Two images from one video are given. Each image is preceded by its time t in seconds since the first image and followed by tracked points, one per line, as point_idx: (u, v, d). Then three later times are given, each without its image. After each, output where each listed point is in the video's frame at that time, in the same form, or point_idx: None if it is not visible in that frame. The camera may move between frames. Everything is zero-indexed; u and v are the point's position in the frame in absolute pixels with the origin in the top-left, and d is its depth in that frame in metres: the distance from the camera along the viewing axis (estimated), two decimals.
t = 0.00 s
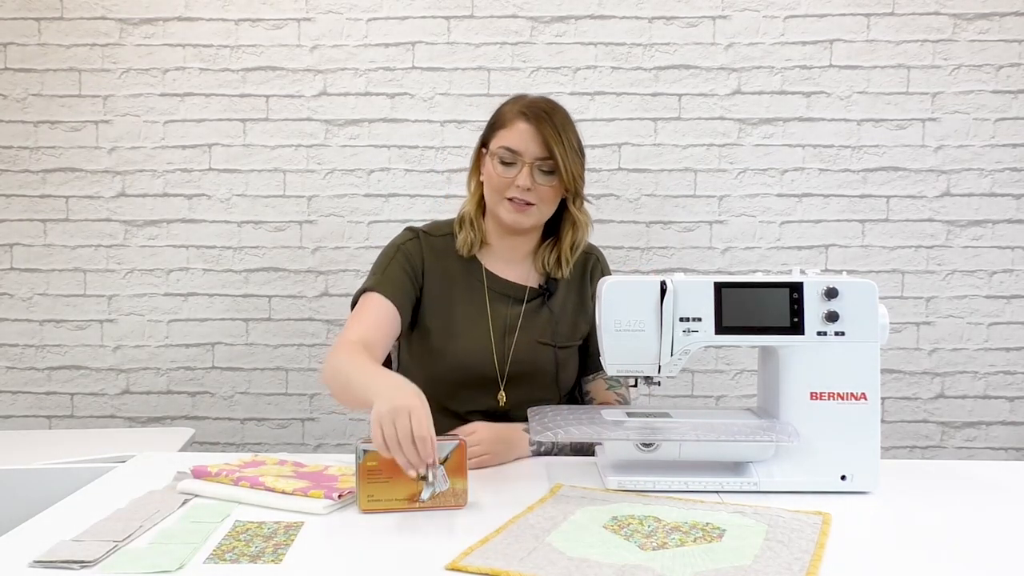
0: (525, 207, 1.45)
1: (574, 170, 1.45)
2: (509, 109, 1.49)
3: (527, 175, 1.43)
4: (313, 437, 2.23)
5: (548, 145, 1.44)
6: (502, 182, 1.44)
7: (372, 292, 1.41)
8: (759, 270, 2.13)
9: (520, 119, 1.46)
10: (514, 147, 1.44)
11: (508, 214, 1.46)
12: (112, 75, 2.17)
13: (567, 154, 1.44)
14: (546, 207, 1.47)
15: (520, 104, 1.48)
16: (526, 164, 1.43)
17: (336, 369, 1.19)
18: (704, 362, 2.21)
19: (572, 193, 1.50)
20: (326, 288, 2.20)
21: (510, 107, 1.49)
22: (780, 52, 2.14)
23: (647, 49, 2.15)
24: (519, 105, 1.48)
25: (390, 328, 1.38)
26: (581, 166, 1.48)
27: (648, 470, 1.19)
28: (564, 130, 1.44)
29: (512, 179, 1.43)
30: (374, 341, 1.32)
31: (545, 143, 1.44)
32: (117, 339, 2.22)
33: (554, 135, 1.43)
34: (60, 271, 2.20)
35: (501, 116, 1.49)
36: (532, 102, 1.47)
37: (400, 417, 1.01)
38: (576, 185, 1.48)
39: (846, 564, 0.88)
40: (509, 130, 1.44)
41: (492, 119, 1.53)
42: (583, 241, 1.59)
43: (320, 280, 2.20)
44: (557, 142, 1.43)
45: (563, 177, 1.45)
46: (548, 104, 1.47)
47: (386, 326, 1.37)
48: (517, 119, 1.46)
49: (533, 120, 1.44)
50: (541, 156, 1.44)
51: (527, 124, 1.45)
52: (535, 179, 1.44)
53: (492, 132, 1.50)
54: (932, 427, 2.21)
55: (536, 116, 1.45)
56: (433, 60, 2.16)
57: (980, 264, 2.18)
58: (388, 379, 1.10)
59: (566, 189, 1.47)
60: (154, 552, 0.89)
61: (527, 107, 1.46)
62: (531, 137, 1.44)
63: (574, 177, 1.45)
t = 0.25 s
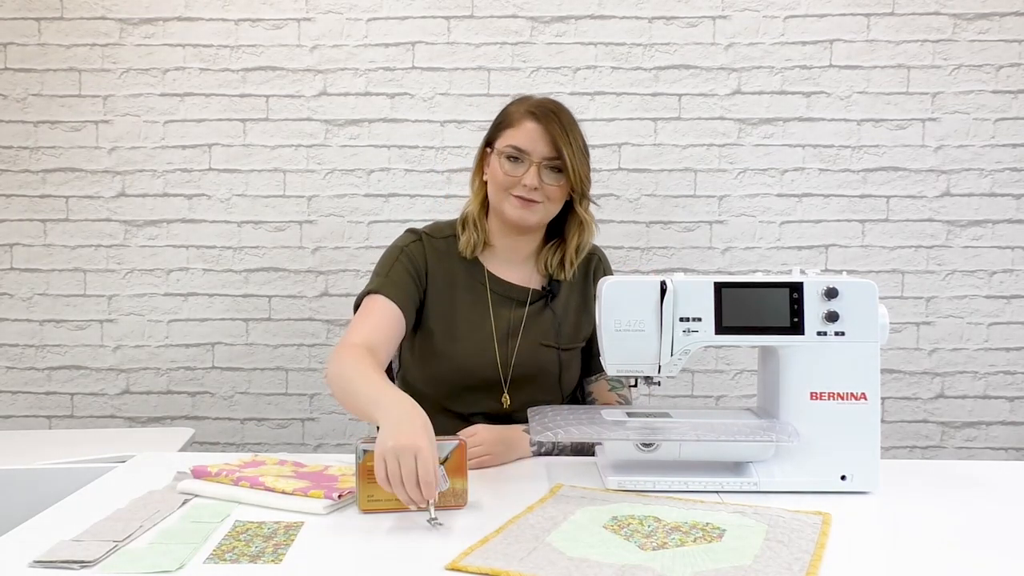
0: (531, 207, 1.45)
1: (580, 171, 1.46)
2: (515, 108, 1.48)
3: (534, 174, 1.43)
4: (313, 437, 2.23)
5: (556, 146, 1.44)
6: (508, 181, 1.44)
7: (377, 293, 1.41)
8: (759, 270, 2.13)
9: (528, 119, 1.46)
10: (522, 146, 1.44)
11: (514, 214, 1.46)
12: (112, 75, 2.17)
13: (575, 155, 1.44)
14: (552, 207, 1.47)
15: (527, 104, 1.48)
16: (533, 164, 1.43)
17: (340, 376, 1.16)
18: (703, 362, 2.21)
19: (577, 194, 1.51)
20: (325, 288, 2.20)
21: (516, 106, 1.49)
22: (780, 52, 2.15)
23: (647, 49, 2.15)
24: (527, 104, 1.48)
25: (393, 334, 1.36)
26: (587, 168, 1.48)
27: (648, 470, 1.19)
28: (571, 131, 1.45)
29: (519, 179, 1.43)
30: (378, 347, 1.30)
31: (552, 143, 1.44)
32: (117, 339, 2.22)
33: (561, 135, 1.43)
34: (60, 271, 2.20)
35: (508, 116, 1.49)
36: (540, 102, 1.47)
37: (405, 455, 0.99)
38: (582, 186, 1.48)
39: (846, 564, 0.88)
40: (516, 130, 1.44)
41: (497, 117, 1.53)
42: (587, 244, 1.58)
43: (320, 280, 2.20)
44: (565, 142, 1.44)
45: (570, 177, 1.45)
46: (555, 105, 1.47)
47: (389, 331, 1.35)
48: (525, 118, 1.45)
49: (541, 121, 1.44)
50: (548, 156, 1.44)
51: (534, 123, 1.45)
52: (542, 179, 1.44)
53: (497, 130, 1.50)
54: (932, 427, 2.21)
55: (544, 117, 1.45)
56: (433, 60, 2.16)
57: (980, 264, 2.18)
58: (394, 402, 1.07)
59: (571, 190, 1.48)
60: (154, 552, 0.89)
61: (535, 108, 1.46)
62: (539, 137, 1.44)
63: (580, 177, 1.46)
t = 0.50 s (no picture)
0: (532, 207, 1.45)
1: (582, 171, 1.46)
2: (516, 108, 1.48)
3: (535, 174, 1.43)
4: (313, 437, 2.23)
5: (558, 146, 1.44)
6: (510, 181, 1.44)
7: (377, 295, 1.40)
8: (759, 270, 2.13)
9: (530, 119, 1.45)
10: (524, 146, 1.44)
11: (516, 214, 1.46)
12: (112, 75, 2.17)
13: (576, 154, 1.44)
14: (553, 207, 1.47)
15: (529, 104, 1.47)
16: (535, 164, 1.43)
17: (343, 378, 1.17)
18: (704, 362, 2.21)
19: (579, 194, 1.51)
20: (325, 288, 2.20)
21: (518, 106, 1.49)
22: (780, 52, 2.15)
23: (647, 49, 2.15)
24: (528, 104, 1.48)
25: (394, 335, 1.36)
26: (588, 168, 1.48)
27: (648, 470, 1.19)
28: (573, 131, 1.45)
29: (520, 178, 1.43)
30: (380, 350, 1.29)
31: (554, 143, 1.44)
32: (117, 339, 2.22)
33: (563, 134, 1.43)
34: (60, 271, 2.20)
35: (509, 115, 1.49)
36: (542, 102, 1.47)
37: (407, 461, 0.98)
38: (583, 186, 1.48)
39: (845, 564, 0.88)
40: (517, 130, 1.44)
41: (498, 117, 1.52)
42: (588, 244, 1.59)
43: (320, 280, 2.20)
44: (567, 142, 1.44)
45: (571, 177, 1.45)
46: (557, 105, 1.47)
47: (389, 333, 1.34)
48: (526, 118, 1.45)
49: (543, 120, 1.44)
50: (550, 156, 1.44)
51: (535, 123, 1.45)
52: (543, 178, 1.44)
53: (498, 130, 1.50)
54: (933, 427, 2.21)
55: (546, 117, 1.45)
56: (433, 60, 2.16)
57: (980, 264, 2.18)
58: (395, 407, 1.07)
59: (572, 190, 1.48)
60: (154, 552, 0.89)
61: (537, 107, 1.46)
62: (540, 137, 1.44)
63: (582, 178, 1.46)
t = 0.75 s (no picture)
0: (532, 207, 1.45)
1: (582, 170, 1.46)
2: (515, 108, 1.48)
3: (535, 174, 1.43)
4: (313, 437, 2.23)
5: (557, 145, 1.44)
6: (509, 181, 1.44)
7: (377, 296, 1.40)
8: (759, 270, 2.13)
9: (529, 119, 1.45)
10: (523, 146, 1.44)
11: (516, 214, 1.45)
12: (111, 75, 2.17)
13: (576, 153, 1.44)
14: (553, 207, 1.47)
15: (528, 103, 1.48)
16: (534, 163, 1.43)
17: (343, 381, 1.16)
18: (704, 362, 2.21)
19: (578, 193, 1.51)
20: (325, 288, 2.20)
21: (516, 106, 1.49)
22: (780, 52, 2.14)
23: (647, 49, 2.15)
24: (527, 104, 1.48)
25: (394, 335, 1.35)
26: (587, 167, 1.48)
27: (648, 470, 1.19)
28: (573, 130, 1.45)
29: (519, 178, 1.43)
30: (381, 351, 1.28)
31: (554, 143, 1.44)
32: (117, 339, 2.22)
33: (562, 134, 1.43)
34: (60, 271, 2.20)
35: (508, 115, 1.49)
36: (541, 102, 1.47)
37: (407, 464, 0.98)
38: (583, 186, 1.48)
39: (845, 564, 0.88)
40: (516, 130, 1.44)
41: (497, 117, 1.52)
42: (588, 243, 1.59)
43: (320, 280, 2.20)
44: (566, 141, 1.44)
45: (570, 176, 1.45)
46: (556, 104, 1.47)
47: (389, 334, 1.34)
48: (525, 118, 1.45)
49: (542, 120, 1.44)
50: (550, 155, 1.44)
51: (535, 123, 1.45)
52: (543, 178, 1.44)
53: (497, 130, 1.50)
54: (933, 427, 2.21)
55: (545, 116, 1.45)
56: (433, 60, 2.16)
57: (980, 264, 2.18)
58: (397, 409, 1.06)
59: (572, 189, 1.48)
60: (155, 552, 0.89)
61: (536, 107, 1.46)
62: (540, 137, 1.44)
63: (581, 177, 1.46)
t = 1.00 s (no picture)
0: (532, 206, 1.44)
1: (580, 168, 1.46)
2: (512, 108, 1.49)
3: (533, 172, 1.43)
4: (313, 437, 2.23)
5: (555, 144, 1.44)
6: (508, 180, 1.44)
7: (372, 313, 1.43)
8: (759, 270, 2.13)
9: (526, 118, 1.46)
10: (521, 145, 1.44)
11: (516, 214, 1.45)
12: (111, 75, 2.17)
13: (574, 151, 1.44)
14: (553, 206, 1.47)
15: (524, 103, 1.48)
16: (532, 162, 1.43)
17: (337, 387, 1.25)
18: (703, 362, 2.21)
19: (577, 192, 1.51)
20: (325, 288, 2.20)
21: (513, 106, 1.49)
22: (780, 52, 2.15)
23: (647, 49, 2.15)
24: (524, 104, 1.48)
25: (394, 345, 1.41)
26: (586, 165, 1.48)
27: (648, 470, 1.19)
28: (570, 128, 1.45)
29: (518, 177, 1.43)
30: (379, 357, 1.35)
31: (552, 141, 1.44)
32: (117, 339, 2.22)
33: (560, 132, 1.44)
34: (60, 271, 2.20)
35: (505, 116, 1.49)
36: (537, 101, 1.47)
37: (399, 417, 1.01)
38: (582, 184, 1.48)
39: (845, 564, 0.88)
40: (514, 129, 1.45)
41: (494, 117, 1.53)
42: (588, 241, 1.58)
43: (320, 280, 2.20)
44: (564, 140, 1.44)
45: (569, 174, 1.45)
46: (553, 103, 1.48)
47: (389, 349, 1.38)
48: (522, 117, 1.46)
49: (539, 118, 1.44)
50: (548, 154, 1.44)
51: (532, 122, 1.45)
52: (541, 176, 1.44)
53: (495, 130, 1.50)
54: (932, 427, 2.21)
55: (543, 115, 1.45)
56: (433, 60, 2.16)
57: (980, 264, 2.18)
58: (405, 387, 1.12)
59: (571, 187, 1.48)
60: (155, 552, 0.89)
61: (533, 106, 1.46)
62: (538, 136, 1.44)
63: (579, 174, 1.46)
